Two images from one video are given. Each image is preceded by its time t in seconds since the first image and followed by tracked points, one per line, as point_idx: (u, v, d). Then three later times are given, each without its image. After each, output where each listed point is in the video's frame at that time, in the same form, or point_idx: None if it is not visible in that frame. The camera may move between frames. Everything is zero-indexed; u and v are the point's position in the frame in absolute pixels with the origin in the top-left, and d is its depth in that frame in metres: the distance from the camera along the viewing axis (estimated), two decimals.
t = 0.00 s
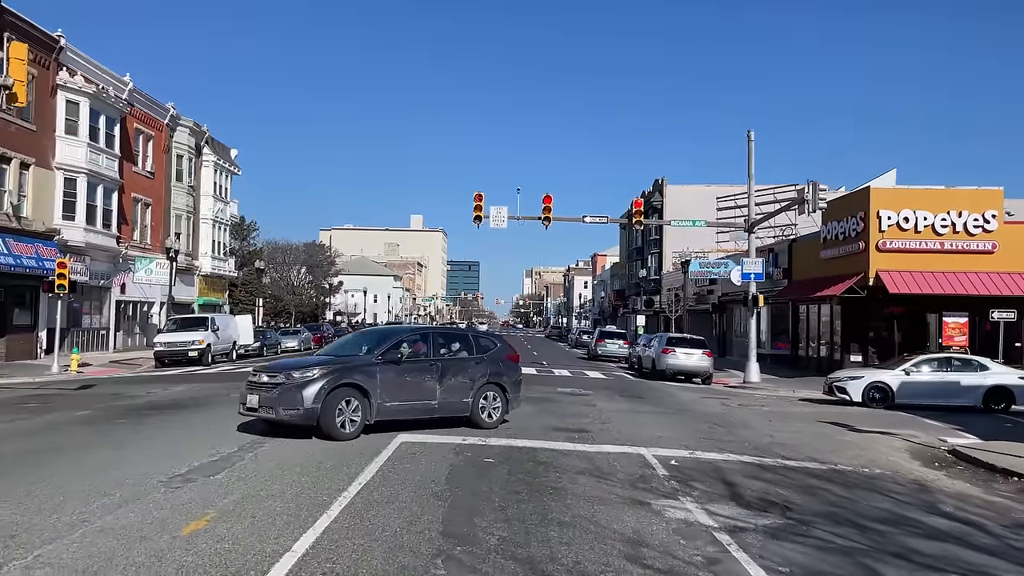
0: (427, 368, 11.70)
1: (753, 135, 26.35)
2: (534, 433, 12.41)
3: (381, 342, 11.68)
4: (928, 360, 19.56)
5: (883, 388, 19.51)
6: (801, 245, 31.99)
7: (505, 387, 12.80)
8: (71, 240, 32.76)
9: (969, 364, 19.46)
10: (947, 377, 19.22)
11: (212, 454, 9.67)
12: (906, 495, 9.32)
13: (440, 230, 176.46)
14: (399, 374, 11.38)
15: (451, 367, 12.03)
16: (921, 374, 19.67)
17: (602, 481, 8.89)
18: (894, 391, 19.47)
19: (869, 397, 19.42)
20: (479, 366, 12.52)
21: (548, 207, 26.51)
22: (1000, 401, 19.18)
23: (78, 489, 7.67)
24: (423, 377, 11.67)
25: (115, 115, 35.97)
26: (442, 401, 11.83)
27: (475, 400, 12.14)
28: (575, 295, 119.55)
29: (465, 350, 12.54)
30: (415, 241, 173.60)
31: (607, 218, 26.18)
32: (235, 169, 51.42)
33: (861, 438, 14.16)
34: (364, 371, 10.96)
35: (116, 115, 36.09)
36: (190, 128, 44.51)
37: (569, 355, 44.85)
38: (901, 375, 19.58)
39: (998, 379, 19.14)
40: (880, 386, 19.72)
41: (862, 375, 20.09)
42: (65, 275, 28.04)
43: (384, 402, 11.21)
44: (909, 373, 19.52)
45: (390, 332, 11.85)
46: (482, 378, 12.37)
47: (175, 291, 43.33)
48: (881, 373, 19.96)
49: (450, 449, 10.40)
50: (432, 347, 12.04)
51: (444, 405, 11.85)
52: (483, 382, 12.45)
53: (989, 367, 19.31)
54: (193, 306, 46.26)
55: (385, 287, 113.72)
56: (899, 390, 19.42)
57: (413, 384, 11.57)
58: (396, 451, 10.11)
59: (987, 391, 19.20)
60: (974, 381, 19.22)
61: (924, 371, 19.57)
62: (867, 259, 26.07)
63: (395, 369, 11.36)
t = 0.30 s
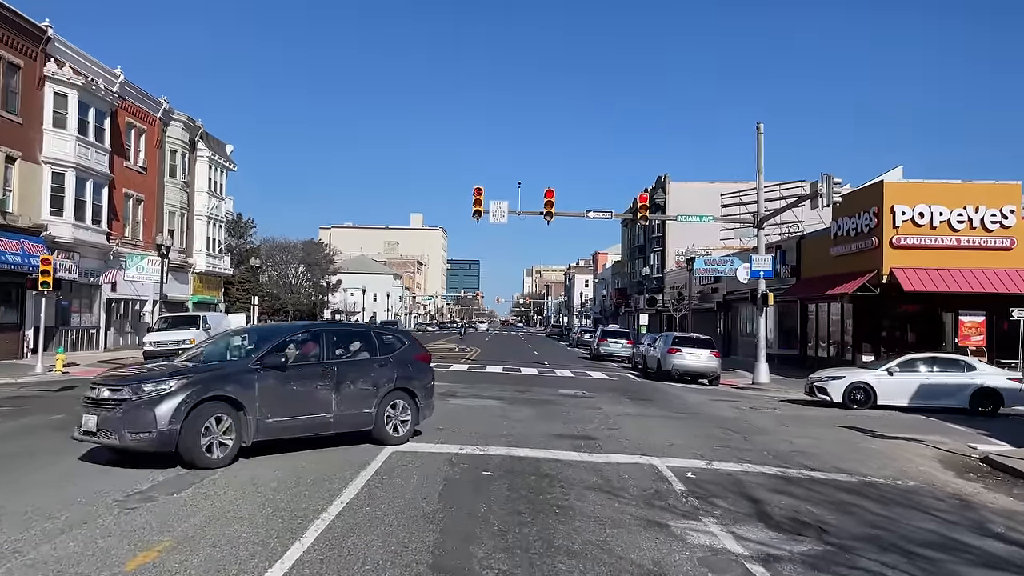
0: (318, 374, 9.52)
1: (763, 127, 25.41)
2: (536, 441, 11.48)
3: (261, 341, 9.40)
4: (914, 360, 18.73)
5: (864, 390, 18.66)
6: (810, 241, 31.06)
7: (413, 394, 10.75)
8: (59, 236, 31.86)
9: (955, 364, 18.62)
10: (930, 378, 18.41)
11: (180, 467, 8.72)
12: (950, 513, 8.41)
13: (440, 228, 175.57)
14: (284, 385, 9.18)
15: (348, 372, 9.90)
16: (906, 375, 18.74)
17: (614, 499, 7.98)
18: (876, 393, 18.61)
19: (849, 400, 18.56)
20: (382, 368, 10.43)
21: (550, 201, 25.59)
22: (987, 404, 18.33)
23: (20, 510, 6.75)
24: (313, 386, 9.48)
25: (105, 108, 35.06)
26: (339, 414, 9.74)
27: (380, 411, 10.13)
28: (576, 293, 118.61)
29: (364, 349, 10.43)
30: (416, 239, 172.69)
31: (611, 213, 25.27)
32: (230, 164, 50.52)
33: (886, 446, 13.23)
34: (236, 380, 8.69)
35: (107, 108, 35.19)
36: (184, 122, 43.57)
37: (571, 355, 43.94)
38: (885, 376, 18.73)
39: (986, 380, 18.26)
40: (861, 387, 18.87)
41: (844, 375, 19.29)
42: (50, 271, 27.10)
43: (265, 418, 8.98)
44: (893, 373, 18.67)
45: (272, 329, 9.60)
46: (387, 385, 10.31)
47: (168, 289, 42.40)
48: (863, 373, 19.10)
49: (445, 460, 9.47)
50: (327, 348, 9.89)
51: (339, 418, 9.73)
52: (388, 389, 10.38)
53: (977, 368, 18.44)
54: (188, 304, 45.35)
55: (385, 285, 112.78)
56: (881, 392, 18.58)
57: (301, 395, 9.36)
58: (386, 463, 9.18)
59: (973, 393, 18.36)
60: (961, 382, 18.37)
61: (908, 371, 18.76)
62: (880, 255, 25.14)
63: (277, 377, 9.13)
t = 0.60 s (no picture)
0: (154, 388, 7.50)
1: (771, 120, 24.59)
2: (537, 448, 10.66)
3: (76, 345, 7.32)
4: (893, 360, 18.01)
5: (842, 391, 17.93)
6: (818, 239, 30.27)
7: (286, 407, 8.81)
8: (47, 233, 31.04)
9: (936, 364, 17.96)
10: (912, 378, 17.73)
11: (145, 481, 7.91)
12: (995, 532, 7.62)
13: (440, 227, 174.70)
14: (106, 403, 7.14)
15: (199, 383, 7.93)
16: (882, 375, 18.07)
17: (625, 518, 7.16)
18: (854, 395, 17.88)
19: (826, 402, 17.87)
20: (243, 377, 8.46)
21: (551, 196, 24.79)
22: (968, 404, 17.72)
23: None
24: (147, 403, 7.45)
25: (95, 102, 34.24)
26: (185, 436, 7.75)
27: (241, 431, 8.20)
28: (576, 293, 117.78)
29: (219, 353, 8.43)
30: (415, 238, 171.84)
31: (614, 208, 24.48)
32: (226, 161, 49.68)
33: (910, 453, 12.42)
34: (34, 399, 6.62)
35: (97, 102, 34.37)
36: (178, 118, 42.73)
37: (571, 355, 43.13)
38: (863, 375, 17.94)
39: (967, 379, 17.62)
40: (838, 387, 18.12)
41: (820, 375, 18.49)
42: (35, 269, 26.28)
43: (79, 447, 6.93)
44: (871, 373, 17.92)
45: (94, 330, 7.50)
46: (252, 398, 8.38)
47: (160, 288, 41.61)
48: (839, 372, 18.28)
49: (438, 472, 8.67)
50: (170, 353, 7.89)
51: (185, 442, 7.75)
52: (252, 403, 8.43)
53: (958, 367, 17.83)
54: (181, 303, 44.55)
55: (383, 284, 111.91)
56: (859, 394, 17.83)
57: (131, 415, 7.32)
58: (373, 476, 8.38)
59: (954, 393, 17.71)
60: (943, 382, 17.73)
61: (886, 371, 18.02)
62: (892, 252, 24.35)
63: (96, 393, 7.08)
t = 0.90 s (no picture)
0: None
1: (778, 113, 23.88)
2: (539, 455, 9.94)
3: None
4: (873, 359, 17.33)
5: (820, 393, 17.45)
6: (825, 236, 29.59)
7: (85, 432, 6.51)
8: (36, 230, 30.32)
9: (917, 363, 17.27)
10: (891, 378, 17.09)
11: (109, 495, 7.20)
12: None
13: (440, 226, 173.98)
14: None
15: None
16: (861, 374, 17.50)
17: (638, 539, 6.44)
18: (833, 396, 17.42)
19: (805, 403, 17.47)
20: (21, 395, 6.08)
21: (552, 191, 24.09)
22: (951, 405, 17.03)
23: None
24: None
25: (86, 97, 33.52)
26: None
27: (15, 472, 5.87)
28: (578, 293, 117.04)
29: None
30: (415, 237, 171.15)
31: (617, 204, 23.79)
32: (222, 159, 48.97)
33: (935, 459, 11.71)
34: None
35: (88, 97, 33.66)
36: (173, 114, 42.00)
37: (573, 355, 42.45)
38: (841, 378, 17.28)
39: (949, 380, 16.92)
40: (815, 387, 17.58)
41: (797, 375, 17.82)
42: (22, 266, 25.57)
43: None
44: (848, 374, 17.31)
45: None
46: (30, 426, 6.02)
47: (155, 286, 40.94)
48: (815, 373, 17.61)
49: (432, 485, 7.95)
50: None
51: None
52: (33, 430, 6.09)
53: (941, 367, 17.13)
54: (176, 302, 43.88)
55: (382, 283, 111.18)
56: (838, 396, 17.33)
57: None
58: (361, 489, 7.67)
59: (936, 393, 17.04)
60: (924, 382, 17.06)
61: (865, 371, 17.37)
62: (903, 250, 23.66)
63: None
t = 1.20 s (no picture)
0: None
1: (785, 108, 23.27)
2: (542, 464, 9.31)
3: None
4: (853, 358, 16.71)
5: (796, 393, 16.86)
6: (832, 234, 28.96)
7: None
8: (26, 228, 29.70)
9: (899, 363, 16.70)
10: (871, 378, 16.50)
11: (69, 512, 6.56)
12: None
13: (440, 226, 173.40)
14: None
15: None
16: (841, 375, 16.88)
17: (652, 563, 5.80)
18: (810, 396, 16.82)
19: (781, 404, 16.90)
20: None
21: (553, 188, 23.47)
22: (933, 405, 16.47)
23: None
24: None
25: (77, 93, 32.90)
26: None
27: None
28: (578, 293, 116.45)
29: None
30: (414, 236, 170.56)
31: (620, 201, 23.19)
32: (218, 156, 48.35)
33: (957, 466, 11.09)
34: None
35: (79, 93, 33.03)
36: (168, 110, 41.37)
37: (574, 355, 41.83)
38: (819, 377, 16.65)
39: (931, 380, 16.33)
40: (793, 388, 16.98)
41: (773, 374, 17.16)
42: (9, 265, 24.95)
43: None
44: (826, 374, 16.68)
45: None
46: None
47: (149, 285, 40.32)
48: (792, 373, 16.97)
49: (426, 499, 7.31)
50: None
51: None
52: None
53: (923, 366, 16.58)
54: (171, 301, 43.28)
55: (381, 283, 110.57)
56: (816, 397, 16.72)
57: None
58: (349, 503, 7.03)
59: (917, 394, 16.45)
60: (906, 382, 16.48)
61: (844, 371, 16.76)
62: (913, 248, 23.03)
63: None
